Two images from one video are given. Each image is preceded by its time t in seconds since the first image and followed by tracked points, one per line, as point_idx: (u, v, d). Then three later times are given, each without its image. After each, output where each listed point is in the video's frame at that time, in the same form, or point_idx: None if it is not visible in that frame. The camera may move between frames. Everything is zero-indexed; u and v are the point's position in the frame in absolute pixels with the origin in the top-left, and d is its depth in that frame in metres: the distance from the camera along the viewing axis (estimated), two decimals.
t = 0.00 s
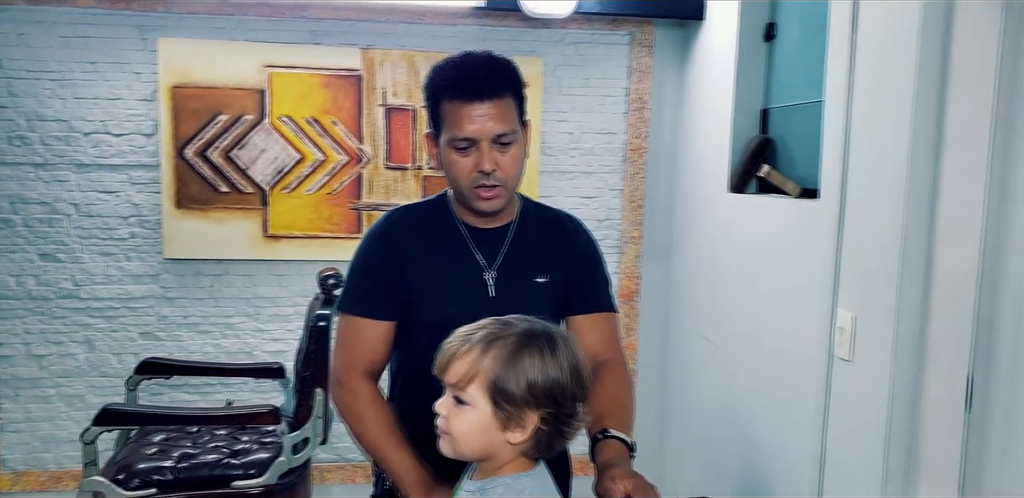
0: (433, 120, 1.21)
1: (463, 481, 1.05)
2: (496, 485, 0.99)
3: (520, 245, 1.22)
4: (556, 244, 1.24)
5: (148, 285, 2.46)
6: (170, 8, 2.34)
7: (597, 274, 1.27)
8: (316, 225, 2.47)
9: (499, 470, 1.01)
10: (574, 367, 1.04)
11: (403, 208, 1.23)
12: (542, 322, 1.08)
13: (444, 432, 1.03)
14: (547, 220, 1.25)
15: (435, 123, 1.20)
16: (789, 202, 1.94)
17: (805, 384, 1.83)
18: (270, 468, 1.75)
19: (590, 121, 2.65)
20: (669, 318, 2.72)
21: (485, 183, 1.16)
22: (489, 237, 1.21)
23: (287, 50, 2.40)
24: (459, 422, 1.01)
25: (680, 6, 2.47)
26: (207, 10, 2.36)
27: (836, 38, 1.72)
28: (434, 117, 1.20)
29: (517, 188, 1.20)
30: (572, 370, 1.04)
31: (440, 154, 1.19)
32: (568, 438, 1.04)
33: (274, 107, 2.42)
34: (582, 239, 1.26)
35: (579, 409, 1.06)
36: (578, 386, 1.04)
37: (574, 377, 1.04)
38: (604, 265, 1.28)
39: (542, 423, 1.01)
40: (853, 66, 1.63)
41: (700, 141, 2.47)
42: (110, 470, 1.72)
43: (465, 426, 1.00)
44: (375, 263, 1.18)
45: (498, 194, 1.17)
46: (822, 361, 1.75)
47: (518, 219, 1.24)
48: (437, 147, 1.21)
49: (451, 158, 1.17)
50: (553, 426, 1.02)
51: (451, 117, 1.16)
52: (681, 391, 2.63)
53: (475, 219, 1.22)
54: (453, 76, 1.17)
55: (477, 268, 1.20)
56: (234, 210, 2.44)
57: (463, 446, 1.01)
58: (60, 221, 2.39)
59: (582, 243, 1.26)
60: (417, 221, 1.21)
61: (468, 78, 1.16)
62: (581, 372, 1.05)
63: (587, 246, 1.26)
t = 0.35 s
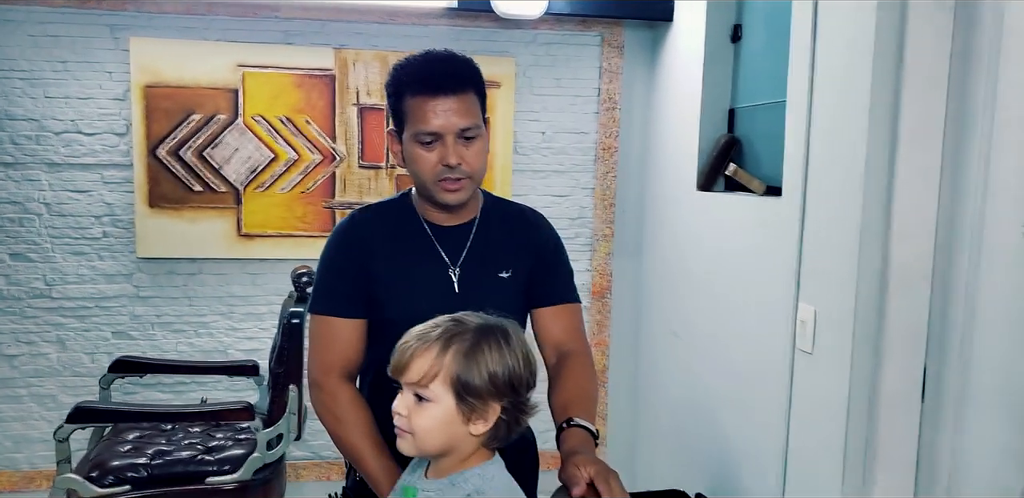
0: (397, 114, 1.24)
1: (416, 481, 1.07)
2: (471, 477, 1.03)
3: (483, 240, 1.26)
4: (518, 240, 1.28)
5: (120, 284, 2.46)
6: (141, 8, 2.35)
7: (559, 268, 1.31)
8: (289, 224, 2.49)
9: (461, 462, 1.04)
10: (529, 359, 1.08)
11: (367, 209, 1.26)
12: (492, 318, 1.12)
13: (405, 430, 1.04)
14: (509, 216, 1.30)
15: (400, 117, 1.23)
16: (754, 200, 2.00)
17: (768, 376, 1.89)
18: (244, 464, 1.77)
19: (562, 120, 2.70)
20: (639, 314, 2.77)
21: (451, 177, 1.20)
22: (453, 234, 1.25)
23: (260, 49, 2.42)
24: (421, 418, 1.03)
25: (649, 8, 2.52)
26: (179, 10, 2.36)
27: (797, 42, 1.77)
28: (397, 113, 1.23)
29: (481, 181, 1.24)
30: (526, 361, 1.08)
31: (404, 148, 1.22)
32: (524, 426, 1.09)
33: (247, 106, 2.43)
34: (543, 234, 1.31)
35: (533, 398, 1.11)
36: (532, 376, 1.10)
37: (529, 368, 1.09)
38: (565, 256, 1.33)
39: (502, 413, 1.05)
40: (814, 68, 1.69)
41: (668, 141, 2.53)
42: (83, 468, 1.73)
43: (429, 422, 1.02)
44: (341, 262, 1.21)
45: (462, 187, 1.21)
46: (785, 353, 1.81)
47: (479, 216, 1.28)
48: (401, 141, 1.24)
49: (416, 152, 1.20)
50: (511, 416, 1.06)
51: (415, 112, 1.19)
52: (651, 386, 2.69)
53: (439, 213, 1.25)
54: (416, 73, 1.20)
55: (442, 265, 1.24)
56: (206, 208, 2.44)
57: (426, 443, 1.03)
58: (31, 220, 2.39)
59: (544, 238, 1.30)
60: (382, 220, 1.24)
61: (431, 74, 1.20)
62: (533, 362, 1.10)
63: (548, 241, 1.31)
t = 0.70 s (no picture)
0: (380, 111, 1.43)
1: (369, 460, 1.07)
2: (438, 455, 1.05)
3: (445, 243, 1.53)
4: (475, 242, 1.55)
5: (96, 286, 2.44)
6: (116, 10, 2.38)
7: (511, 265, 1.57)
8: (264, 225, 2.51)
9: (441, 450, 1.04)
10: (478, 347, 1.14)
11: (331, 215, 1.51)
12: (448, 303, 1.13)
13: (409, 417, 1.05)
14: (472, 223, 1.55)
15: (383, 114, 1.43)
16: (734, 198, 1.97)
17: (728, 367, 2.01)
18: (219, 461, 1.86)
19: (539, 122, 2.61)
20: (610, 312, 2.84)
21: (420, 180, 1.47)
22: (412, 236, 1.51)
23: (234, 53, 2.45)
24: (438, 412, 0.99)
25: (616, 13, 2.63)
26: (154, 13, 2.41)
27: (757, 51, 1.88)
28: (377, 112, 1.44)
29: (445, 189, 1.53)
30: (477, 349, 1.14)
31: (382, 146, 1.44)
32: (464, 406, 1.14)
33: (222, 107, 2.39)
34: (502, 236, 1.58)
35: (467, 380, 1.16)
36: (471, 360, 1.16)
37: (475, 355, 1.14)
38: (525, 255, 1.60)
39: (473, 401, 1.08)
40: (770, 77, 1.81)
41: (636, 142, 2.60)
42: (60, 466, 1.81)
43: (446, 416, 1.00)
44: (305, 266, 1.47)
45: (428, 191, 1.49)
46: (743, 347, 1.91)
47: (440, 219, 1.53)
48: (377, 139, 1.45)
49: (394, 153, 1.45)
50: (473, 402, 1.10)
51: (396, 115, 1.43)
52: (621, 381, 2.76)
53: (400, 212, 1.51)
54: (402, 78, 1.42)
55: (407, 265, 1.50)
56: (181, 210, 2.46)
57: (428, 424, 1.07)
58: (4, 222, 2.36)
59: (499, 239, 1.57)
60: (347, 225, 1.50)
61: (415, 83, 1.43)
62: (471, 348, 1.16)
63: (504, 242, 1.57)
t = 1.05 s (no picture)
0: (353, 109, 1.37)
1: (344, 466, 1.10)
2: (422, 453, 1.10)
3: (415, 243, 1.41)
4: (448, 242, 1.43)
5: (69, 285, 2.45)
6: (87, 9, 2.35)
7: (487, 265, 1.46)
8: (239, 224, 2.51)
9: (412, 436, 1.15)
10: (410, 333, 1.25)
11: (302, 208, 1.40)
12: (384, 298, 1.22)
13: (391, 419, 1.09)
14: (443, 219, 1.44)
15: (357, 112, 1.37)
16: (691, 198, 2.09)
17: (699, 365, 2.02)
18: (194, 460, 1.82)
19: (509, 123, 2.78)
20: (585, 309, 2.87)
21: (398, 176, 1.37)
22: (383, 236, 1.40)
23: (207, 52, 2.45)
24: (410, 400, 1.11)
25: (592, 12, 2.61)
26: (127, 12, 2.39)
27: (724, 49, 1.86)
28: (351, 111, 1.38)
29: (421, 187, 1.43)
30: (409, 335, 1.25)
31: (358, 144, 1.38)
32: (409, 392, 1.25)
33: (196, 107, 2.45)
34: (475, 234, 1.46)
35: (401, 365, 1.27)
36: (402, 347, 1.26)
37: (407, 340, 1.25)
38: (496, 255, 1.48)
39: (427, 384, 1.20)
40: (740, 76, 1.79)
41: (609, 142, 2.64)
42: (32, 467, 1.76)
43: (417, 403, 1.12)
44: (276, 261, 1.36)
45: (406, 188, 1.39)
46: (714, 343, 1.93)
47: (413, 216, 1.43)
48: (351, 138, 1.39)
49: (370, 150, 1.37)
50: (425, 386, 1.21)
51: (371, 112, 1.36)
52: (596, 378, 2.79)
53: (375, 211, 1.40)
54: (378, 75, 1.36)
55: (376, 266, 1.38)
56: (155, 210, 2.46)
57: (409, 422, 1.11)
58: None
59: (474, 238, 1.46)
60: (317, 220, 1.39)
61: (390, 80, 1.37)
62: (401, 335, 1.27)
63: (478, 242, 1.46)
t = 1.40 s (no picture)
0: (353, 98, 1.40)
1: (348, 466, 1.06)
2: (418, 459, 1.05)
3: (401, 239, 1.45)
4: (433, 239, 1.46)
5: (55, 282, 2.48)
6: (76, 8, 2.36)
7: (469, 262, 1.50)
8: (225, 222, 2.53)
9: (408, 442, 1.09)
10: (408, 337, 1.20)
11: (290, 204, 1.43)
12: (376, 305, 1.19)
13: (377, 426, 1.04)
14: (428, 216, 1.48)
15: (357, 101, 1.39)
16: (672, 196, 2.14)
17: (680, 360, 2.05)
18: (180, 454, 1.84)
19: (493, 121, 2.81)
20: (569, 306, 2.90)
21: (396, 164, 1.39)
22: (371, 231, 1.44)
23: (194, 51, 2.46)
24: (394, 404, 1.06)
25: (577, 13, 2.64)
26: (115, 11, 2.39)
27: (705, 50, 1.89)
28: (350, 99, 1.40)
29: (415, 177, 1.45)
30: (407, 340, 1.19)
31: (357, 131, 1.39)
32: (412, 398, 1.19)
33: (182, 105, 2.47)
34: (459, 231, 1.50)
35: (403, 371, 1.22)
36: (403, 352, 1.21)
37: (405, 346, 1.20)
38: (479, 252, 1.52)
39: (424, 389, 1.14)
40: (719, 76, 1.83)
41: (593, 141, 2.67)
42: (19, 461, 1.78)
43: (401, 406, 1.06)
44: (263, 256, 1.38)
45: (403, 178, 1.41)
46: (694, 338, 1.97)
47: (400, 211, 1.47)
48: (349, 127, 1.41)
49: (370, 137, 1.39)
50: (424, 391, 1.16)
51: (372, 100, 1.39)
52: (580, 374, 2.82)
53: (365, 202, 1.44)
54: (380, 64, 1.39)
55: (362, 260, 1.42)
56: (141, 207, 2.48)
57: (397, 429, 1.05)
58: None
59: (458, 235, 1.49)
60: (306, 215, 1.42)
61: (392, 70, 1.40)
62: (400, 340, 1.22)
63: (462, 239, 1.49)
